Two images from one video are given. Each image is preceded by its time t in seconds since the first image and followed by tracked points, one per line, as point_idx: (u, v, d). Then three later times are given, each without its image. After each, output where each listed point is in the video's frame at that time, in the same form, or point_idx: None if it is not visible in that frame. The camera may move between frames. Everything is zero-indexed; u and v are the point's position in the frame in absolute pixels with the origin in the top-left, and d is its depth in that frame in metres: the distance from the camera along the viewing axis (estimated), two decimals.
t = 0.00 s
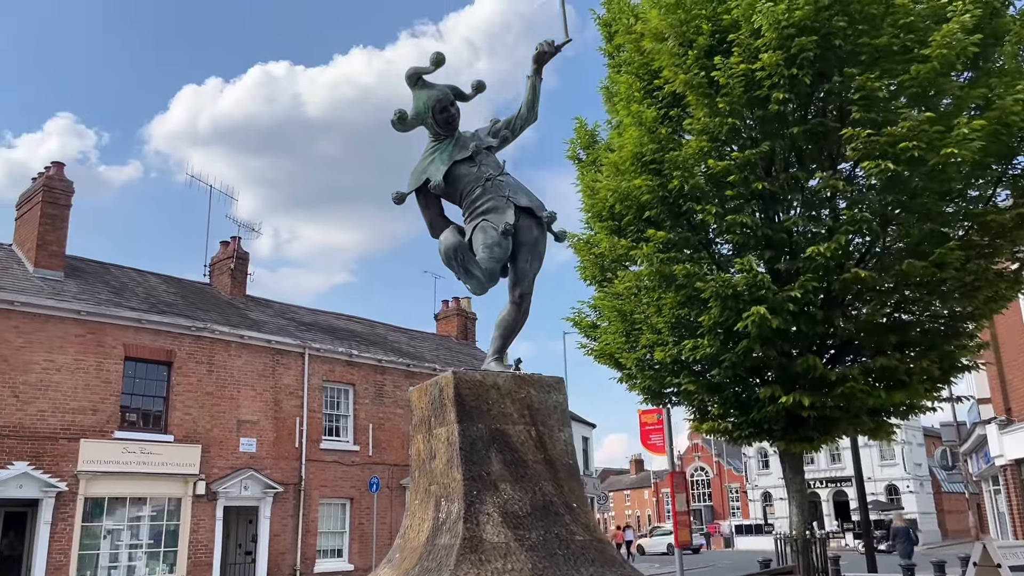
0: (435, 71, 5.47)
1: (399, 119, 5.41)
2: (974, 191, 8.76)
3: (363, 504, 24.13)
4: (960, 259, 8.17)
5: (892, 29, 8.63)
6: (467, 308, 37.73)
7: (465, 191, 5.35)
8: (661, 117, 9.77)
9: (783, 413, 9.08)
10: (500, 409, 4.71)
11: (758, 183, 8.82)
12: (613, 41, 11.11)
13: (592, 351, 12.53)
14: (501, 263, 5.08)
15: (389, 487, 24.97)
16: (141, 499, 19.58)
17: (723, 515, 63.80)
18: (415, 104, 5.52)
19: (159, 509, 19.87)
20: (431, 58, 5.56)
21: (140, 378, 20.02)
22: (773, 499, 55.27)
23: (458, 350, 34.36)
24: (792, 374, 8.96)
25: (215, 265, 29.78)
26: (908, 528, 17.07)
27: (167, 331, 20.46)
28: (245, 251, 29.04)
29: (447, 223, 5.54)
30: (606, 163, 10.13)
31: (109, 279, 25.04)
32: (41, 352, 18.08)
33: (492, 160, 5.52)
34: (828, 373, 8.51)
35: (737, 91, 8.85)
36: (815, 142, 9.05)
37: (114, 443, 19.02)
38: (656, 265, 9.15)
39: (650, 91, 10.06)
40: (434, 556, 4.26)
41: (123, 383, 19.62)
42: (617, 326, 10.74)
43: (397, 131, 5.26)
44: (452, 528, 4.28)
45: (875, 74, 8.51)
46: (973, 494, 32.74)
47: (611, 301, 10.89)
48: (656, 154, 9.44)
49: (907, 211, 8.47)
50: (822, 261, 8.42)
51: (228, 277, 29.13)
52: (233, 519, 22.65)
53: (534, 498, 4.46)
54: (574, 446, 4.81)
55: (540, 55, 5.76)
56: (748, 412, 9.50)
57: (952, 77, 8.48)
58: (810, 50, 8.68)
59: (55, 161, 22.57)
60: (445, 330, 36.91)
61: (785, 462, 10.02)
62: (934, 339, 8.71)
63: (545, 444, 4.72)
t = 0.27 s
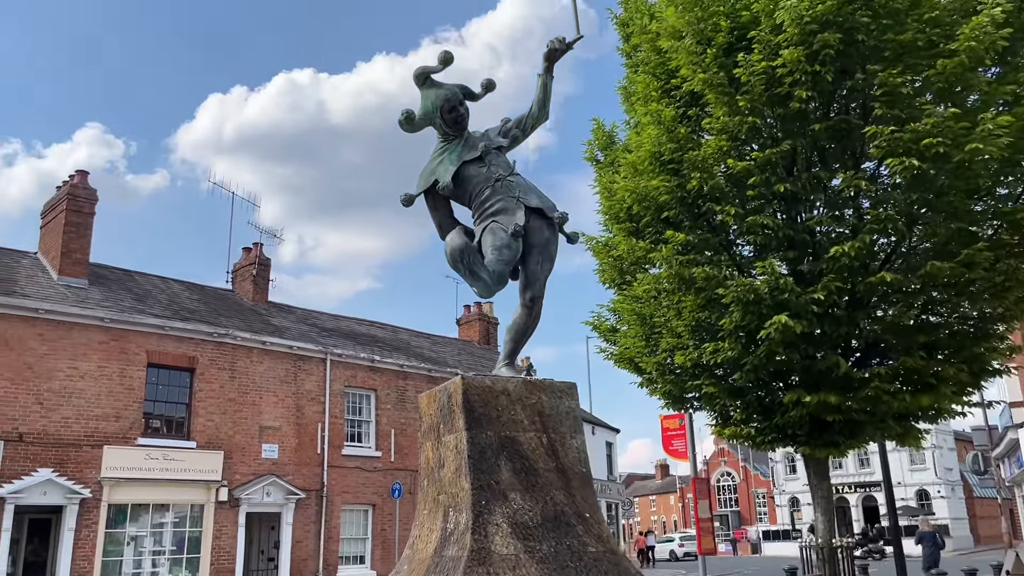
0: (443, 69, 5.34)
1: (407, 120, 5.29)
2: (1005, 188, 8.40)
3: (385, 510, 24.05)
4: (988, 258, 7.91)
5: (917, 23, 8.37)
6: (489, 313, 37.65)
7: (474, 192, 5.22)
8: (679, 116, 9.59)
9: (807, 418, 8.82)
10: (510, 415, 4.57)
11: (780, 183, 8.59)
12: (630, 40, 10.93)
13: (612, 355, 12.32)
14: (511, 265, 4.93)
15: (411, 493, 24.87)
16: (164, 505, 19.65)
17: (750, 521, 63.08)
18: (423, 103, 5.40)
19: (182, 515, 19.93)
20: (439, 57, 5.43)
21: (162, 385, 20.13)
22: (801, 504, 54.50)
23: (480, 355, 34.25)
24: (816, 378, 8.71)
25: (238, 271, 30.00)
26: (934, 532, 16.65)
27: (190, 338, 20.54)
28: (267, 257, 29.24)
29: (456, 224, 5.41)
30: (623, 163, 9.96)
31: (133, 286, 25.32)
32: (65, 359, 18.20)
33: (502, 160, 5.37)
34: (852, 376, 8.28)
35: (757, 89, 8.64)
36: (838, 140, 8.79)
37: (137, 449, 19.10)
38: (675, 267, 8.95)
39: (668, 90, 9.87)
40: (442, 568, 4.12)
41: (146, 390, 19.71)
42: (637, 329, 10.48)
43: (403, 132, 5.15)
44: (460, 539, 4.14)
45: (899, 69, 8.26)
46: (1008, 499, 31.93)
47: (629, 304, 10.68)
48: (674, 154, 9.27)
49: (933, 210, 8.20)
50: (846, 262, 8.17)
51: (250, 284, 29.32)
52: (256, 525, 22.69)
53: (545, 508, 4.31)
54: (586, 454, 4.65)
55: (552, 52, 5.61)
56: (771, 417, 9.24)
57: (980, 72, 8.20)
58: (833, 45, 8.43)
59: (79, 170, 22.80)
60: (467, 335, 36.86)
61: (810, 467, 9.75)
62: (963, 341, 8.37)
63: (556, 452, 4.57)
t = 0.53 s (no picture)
0: (443, 73, 5.29)
1: (406, 124, 5.25)
2: None
3: (405, 518, 23.94)
4: (1008, 260, 7.68)
5: (932, 21, 8.18)
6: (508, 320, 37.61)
7: (474, 196, 5.16)
8: (688, 119, 9.48)
9: (822, 425, 8.63)
10: (509, 422, 4.49)
11: (791, 185, 8.45)
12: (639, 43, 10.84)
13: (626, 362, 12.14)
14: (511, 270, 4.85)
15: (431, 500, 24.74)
16: (185, 513, 19.54)
17: (774, 529, 62.28)
18: (423, 107, 5.36)
19: (203, 523, 19.82)
20: (438, 60, 5.38)
21: (183, 393, 20.07)
22: (826, 512, 53.73)
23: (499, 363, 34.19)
24: (832, 383, 8.52)
25: (258, 280, 30.19)
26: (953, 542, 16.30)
27: (210, 346, 20.51)
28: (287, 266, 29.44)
29: (456, 229, 5.34)
30: (632, 167, 9.88)
31: (154, 295, 25.57)
32: (88, 368, 18.18)
33: (502, 164, 5.31)
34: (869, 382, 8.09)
35: (767, 90, 8.51)
36: (852, 141, 8.63)
37: (158, 457, 19.03)
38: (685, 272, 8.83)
39: (678, 93, 9.78)
40: None
41: (167, 398, 19.67)
42: (649, 335, 10.34)
43: (402, 136, 5.11)
44: (457, 548, 4.06)
45: (913, 67, 8.09)
46: None
47: (641, 310, 10.55)
48: (683, 157, 9.19)
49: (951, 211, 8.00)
50: (860, 265, 8.00)
51: (270, 292, 29.49)
52: (276, 533, 22.63)
53: (544, 517, 4.23)
54: (587, 461, 4.57)
55: (553, 54, 5.54)
56: (786, 423, 9.05)
57: (998, 69, 8.00)
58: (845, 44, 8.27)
59: (101, 180, 22.93)
60: (486, 342, 36.82)
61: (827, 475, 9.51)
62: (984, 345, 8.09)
63: (556, 459, 4.48)
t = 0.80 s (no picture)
0: (433, 78, 5.27)
1: (396, 130, 5.23)
2: None
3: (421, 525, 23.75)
4: (1019, 262, 7.51)
5: (936, 19, 8.08)
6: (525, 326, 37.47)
7: (464, 201, 5.11)
8: (691, 122, 9.41)
9: (831, 430, 8.49)
10: (498, 429, 4.44)
11: (794, 187, 8.35)
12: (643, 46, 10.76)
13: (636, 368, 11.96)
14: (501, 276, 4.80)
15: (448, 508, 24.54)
16: (202, 520, 19.53)
17: (798, 536, 61.41)
18: (414, 113, 5.34)
19: (220, 530, 19.79)
20: (428, 66, 5.37)
21: (200, 401, 20.06)
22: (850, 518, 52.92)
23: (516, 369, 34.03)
24: (840, 388, 8.38)
25: (275, 288, 30.37)
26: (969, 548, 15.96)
27: (226, 354, 20.50)
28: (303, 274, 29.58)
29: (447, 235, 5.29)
30: (635, 172, 9.82)
31: (172, 304, 25.78)
32: (105, 377, 18.27)
33: (494, 168, 5.27)
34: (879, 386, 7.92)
35: (767, 92, 8.43)
36: (856, 142, 8.51)
37: (175, 465, 19.07)
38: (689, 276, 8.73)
39: (680, 96, 9.71)
40: None
41: (184, 406, 19.68)
42: (655, 340, 10.24)
43: (392, 141, 5.09)
44: (442, 557, 4.01)
45: (917, 66, 7.98)
46: None
47: (648, 315, 10.42)
48: (686, 159, 9.10)
49: (960, 211, 7.85)
50: (866, 267, 7.87)
51: (287, 300, 29.64)
52: (293, 540, 22.55)
53: (531, 525, 4.18)
54: (577, 468, 4.50)
55: (544, 58, 5.51)
56: (795, 429, 8.91)
57: (1005, 67, 7.88)
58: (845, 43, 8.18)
59: (119, 191, 23.16)
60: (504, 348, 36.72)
61: (838, 482, 9.36)
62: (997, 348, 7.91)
63: (545, 467, 4.43)
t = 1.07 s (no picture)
0: (431, 88, 5.28)
1: (394, 140, 5.25)
2: None
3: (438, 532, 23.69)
4: None
5: (941, 21, 8.01)
6: (541, 332, 37.47)
7: (462, 211, 5.10)
8: (696, 127, 9.38)
9: (842, 437, 8.38)
10: (495, 439, 4.41)
11: (800, 192, 8.29)
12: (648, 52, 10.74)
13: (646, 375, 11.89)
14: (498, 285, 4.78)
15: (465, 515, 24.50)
16: (220, 528, 19.61)
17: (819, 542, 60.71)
18: (412, 123, 5.35)
19: (237, 537, 19.86)
20: (426, 76, 5.38)
21: (217, 410, 20.19)
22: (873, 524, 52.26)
23: (532, 375, 33.98)
24: (851, 394, 8.27)
25: (292, 296, 30.57)
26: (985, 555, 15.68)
27: (243, 363, 20.61)
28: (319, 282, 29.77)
29: (446, 244, 5.29)
30: (642, 178, 9.79)
31: (190, 312, 26.04)
32: (124, 386, 18.44)
33: (492, 178, 5.26)
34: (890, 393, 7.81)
35: (770, 97, 8.40)
36: (863, 145, 8.44)
37: (193, 473, 19.18)
38: (697, 282, 8.67)
39: (686, 101, 9.68)
40: None
41: (201, 414, 19.81)
42: (664, 347, 10.17)
43: (389, 152, 5.11)
44: (437, 569, 4.01)
45: (922, 68, 7.91)
46: None
47: (657, 322, 10.35)
48: (693, 165, 9.08)
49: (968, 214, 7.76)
50: (875, 271, 7.79)
51: (303, 308, 29.82)
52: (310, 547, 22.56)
53: (528, 537, 4.17)
54: (575, 478, 4.47)
55: (543, 66, 5.50)
56: (806, 435, 8.79)
57: (1012, 69, 7.80)
58: (849, 47, 8.12)
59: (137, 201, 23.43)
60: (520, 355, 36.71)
61: (849, 488, 9.28)
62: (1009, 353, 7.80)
63: (543, 478, 4.40)
